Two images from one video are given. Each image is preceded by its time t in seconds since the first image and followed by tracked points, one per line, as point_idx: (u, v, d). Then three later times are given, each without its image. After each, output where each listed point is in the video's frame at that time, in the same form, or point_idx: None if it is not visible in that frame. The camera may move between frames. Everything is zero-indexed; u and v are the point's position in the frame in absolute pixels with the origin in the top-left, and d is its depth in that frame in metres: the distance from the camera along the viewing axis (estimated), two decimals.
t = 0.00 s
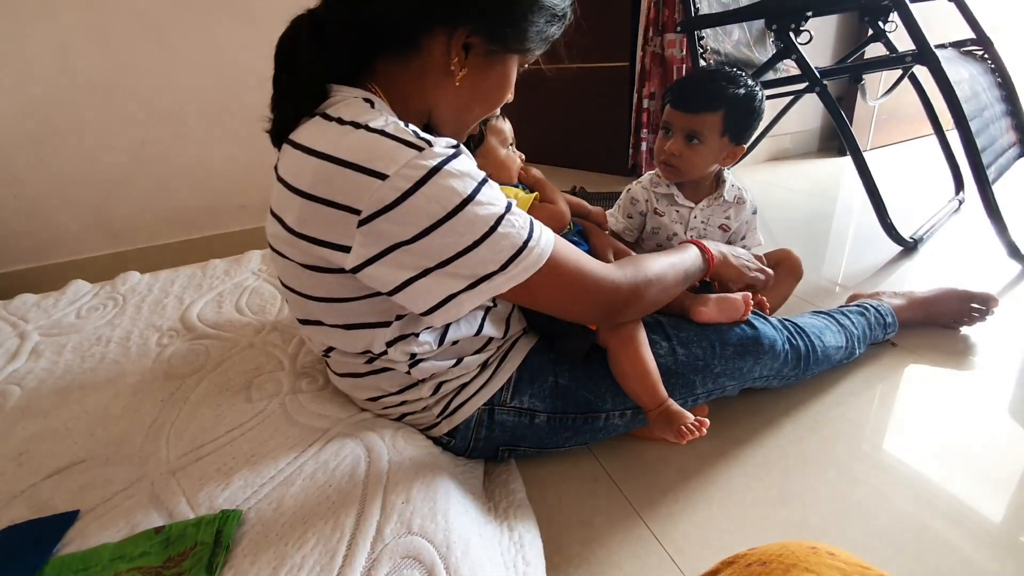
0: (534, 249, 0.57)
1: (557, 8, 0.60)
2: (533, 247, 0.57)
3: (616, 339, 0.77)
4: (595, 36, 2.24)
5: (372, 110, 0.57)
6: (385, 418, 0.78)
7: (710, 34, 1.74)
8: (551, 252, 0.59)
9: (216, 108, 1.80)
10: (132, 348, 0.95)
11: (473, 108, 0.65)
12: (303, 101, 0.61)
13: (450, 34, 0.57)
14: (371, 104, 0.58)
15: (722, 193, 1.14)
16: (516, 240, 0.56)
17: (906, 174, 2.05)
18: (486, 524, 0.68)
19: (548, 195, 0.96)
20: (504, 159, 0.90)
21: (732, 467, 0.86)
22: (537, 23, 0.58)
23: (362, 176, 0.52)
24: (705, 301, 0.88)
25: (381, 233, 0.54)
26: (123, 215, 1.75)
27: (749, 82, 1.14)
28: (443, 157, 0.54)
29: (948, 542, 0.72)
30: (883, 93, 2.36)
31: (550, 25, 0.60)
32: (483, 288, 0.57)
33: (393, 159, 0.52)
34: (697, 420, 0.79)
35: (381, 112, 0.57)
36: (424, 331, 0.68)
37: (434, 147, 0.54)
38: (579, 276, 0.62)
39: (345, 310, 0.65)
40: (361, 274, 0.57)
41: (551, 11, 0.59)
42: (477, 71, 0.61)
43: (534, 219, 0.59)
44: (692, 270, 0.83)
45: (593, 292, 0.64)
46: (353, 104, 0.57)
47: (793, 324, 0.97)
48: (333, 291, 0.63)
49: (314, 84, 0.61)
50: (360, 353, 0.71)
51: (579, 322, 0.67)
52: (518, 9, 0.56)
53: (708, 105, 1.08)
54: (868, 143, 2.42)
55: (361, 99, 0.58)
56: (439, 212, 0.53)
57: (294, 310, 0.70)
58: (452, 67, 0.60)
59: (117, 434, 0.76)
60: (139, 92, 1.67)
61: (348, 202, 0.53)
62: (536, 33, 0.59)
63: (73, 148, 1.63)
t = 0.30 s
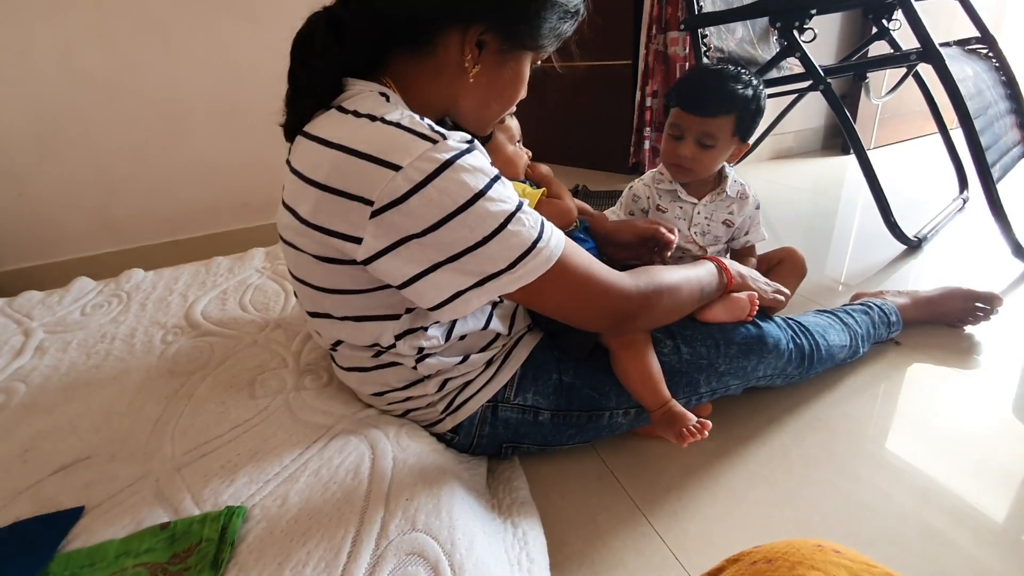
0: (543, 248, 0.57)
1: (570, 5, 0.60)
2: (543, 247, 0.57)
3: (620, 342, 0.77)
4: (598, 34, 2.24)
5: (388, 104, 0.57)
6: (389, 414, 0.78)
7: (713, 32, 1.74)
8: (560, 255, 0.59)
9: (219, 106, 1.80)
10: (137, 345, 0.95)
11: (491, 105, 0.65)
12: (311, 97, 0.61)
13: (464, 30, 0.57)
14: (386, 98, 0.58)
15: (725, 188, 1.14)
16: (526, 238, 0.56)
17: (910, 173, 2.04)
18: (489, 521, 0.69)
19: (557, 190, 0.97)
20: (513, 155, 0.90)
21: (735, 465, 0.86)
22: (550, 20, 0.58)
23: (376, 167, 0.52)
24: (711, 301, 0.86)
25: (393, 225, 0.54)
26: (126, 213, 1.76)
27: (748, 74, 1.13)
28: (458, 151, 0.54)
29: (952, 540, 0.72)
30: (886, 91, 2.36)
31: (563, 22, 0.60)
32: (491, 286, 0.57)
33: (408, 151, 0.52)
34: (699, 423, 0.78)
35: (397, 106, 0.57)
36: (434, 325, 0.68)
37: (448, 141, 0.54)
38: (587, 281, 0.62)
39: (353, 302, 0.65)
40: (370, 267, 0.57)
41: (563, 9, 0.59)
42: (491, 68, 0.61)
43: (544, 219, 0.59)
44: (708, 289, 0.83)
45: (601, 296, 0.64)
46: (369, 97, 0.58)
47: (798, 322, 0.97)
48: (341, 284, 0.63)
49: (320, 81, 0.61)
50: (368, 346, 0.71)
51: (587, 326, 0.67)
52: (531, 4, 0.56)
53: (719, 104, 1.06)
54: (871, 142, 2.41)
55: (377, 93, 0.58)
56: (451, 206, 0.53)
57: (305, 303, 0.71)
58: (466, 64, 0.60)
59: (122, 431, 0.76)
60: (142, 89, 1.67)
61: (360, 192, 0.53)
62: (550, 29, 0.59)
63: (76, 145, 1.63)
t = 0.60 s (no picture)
0: (557, 246, 0.57)
1: (578, 5, 0.60)
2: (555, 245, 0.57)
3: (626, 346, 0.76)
4: (601, 34, 2.23)
5: (398, 106, 0.57)
6: (393, 415, 0.78)
7: (717, 32, 1.73)
8: (572, 253, 0.59)
9: (223, 104, 1.80)
10: (141, 344, 0.96)
11: (497, 106, 0.64)
12: (317, 98, 0.61)
13: (471, 30, 0.57)
14: (395, 100, 0.58)
15: (727, 189, 1.13)
16: (540, 236, 0.55)
17: (914, 174, 2.03)
18: (492, 522, 0.69)
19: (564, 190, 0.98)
20: (518, 154, 0.90)
21: (738, 467, 0.86)
22: (558, 20, 0.58)
23: (389, 168, 0.53)
24: (713, 300, 0.86)
25: (407, 225, 0.54)
26: (130, 211, 1.76)
27: (745, 72, 1.12)
28: (472, 151, 0.54)
29: (955, 544, 0.72)
30: (891, 92, 2.35)
31: (571, 23, 0.60)
32: (504, 284, 0.56)
33: (421, 152, 0.52)
34: (703, 426, 0.78)
35: (406, 107, 0.57)
36: (439, 328, 0.69)
37: (461, 142, 0.54)
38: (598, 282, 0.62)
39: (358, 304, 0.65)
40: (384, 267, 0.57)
41: (571, 9, 0.59)
42: (497, 68, 0.61)
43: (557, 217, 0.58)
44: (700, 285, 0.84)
45: (612, 294, 0.64)
46: (378, 99, 0.58)
47: (801, 324, 0.96)
48: (346, 286, 0.64)
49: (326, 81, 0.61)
50: (373, 347, 0.71)
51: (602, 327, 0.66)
52: (538, 4, 0.56)
53: (729, 111, 1.04)
54: (876, 142, 2.40)
55: (386, 95, 0.58)
56: (464, 206, 0.53)
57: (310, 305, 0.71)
58: (472, 63, 0.60)
59: (126, 430, 0.77)
60: (147, 88, 1.68)
61: (373, 194, 0.54)
62: (558, 30, 0.59)
63: (81, 144, 1.64)
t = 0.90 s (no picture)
0: (543, 265, 0.57)
1: (585, 5, 0.59)
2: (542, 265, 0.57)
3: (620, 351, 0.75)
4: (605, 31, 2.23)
5: (398, 105, 0.57)
6: (394, 412, 0.78)
7: (721, 30, 1.73)
8: (560, 271, 0.59)
9: (226, 101, 1.80)
10: (143, 340, 0.96)
11: (501, 105, 0.64)
12: (321, 95, 0.61)
13: (475, 28, 0.57)
14: (397, 99, 0.58)
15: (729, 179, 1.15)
16: (527, 255, 0.55)
17: (918, 173, 2.03)
18: (492, 519, 0.69)
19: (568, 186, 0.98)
20: (522, 152, 0.91)
21: (740, 466, 0.85)
22: (564, 20, 0.57)
23: (383, 169, 0.53)
24: (717, 300, 0.88)
25: (396, 231, 0.54)
26: (133, 208, 1.76)
27: (743, 71, 1.12)
28: (465, 160, 0.54)
29: (957, 544, 0.72)
30: (896, 90, 2.34)
31: (578, 22, 0.60)
32: (489, 300, 0.56)
33: (416, 156, 0.52)
34: (704, 426, 0.77)
35: (407, 107, 0.57)
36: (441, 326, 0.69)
37: (456, 150, 0.54)
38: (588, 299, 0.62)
39: (358, 302, 0.65)
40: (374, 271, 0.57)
41: (578, 9, 0.58)
42: (502, 67, 0.60)
43: (546, 237, 0.58)
44: (700, 276, 0.81)
45: (603, 310, 0.64)
46: (379, 98, 0.58)
47: (804, 324, 0.96)
48: (346, 283, 0.63)
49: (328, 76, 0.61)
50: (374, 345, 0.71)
51: (590, 344, 0.66)
52: (545, 5, 0.55)
53: (730, 116, 1.04)
54: (880, 141, 2.39)
55: (388, 94, 0.58)
56: (454, 216, 0.53)
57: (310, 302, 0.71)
58: (476, 62, 0.60)
59: (128, 425, 0.77)
60: (150, 85, 1.68)
61: (367, 195, 0.53)
62: (564, 30, 0.58)
63: (84, 140, 1.64)
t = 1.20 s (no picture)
0: (550, 260, 0.57)
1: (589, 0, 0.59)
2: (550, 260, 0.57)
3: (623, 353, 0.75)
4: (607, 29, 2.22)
5: (402, 101, 0.57)
6: (395, 409, 0.78)
7: (724, 28, 1.72)
8: (566, 267, 0.59)
9: (228, 98, 1.80)
10: (144, 336, 0.96)
11: (503, 101, 0.64)
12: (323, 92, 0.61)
13: (478, 25, 0.57)
14: (401, 95, 0.58)
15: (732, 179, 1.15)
16: (533, 250, 0.55)
17: (921, 172, 2.02)
18: (493, 517, 0.69)
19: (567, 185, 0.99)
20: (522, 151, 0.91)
21: (741, 465, 0.85)
22: (568, 17, 0.57)
23: (389, 165, 0.52)
24: (719, 300, 0.87)
25: (403, 227, 0.53)
26: (135, 205, 1.76)
27: (745, 68, 1.11)
28: (471, 155, 0.54)
29: (959, 544, 0.71)
30: (899, 89, 2.34)
31: (582, 19, 0.59)
32: (496, 295, 0.56)
33: (422, 151, 0.52)
34: (704, 427, 0.77)
35: (411, 103, 0.57)
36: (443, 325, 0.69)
37: (463, 145, 0.53)
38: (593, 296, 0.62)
39: (361, 300, 0.65)
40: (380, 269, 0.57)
41: (582, 5, 0.58)
42: (504, 64, 0.60)
43: (553, 232, 0.58)
44: (701, 285, 0.81)
45: (607, 306, 0.64)
46: (383, 94, 0.57)
47: (806, 323, 0.96)
48: (348, 281, 0.63)
49: (330, 74, 0.61)
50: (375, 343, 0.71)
51: (595, 341, 0.66)
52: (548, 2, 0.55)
53: (731, 112, 1.03)
54: (883, 140, 2.39)
55: (392, 90, 0.58)
56: (460, 211, 0.53)
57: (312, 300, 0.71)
58: (479, 58, 0.59)
59: (129, 421, 0.77)
60: (152, 82, 1.68)
61: (373, 191, 0.53)
62: (567, 26, 0.58)
63: (86, 137, 1.64)
